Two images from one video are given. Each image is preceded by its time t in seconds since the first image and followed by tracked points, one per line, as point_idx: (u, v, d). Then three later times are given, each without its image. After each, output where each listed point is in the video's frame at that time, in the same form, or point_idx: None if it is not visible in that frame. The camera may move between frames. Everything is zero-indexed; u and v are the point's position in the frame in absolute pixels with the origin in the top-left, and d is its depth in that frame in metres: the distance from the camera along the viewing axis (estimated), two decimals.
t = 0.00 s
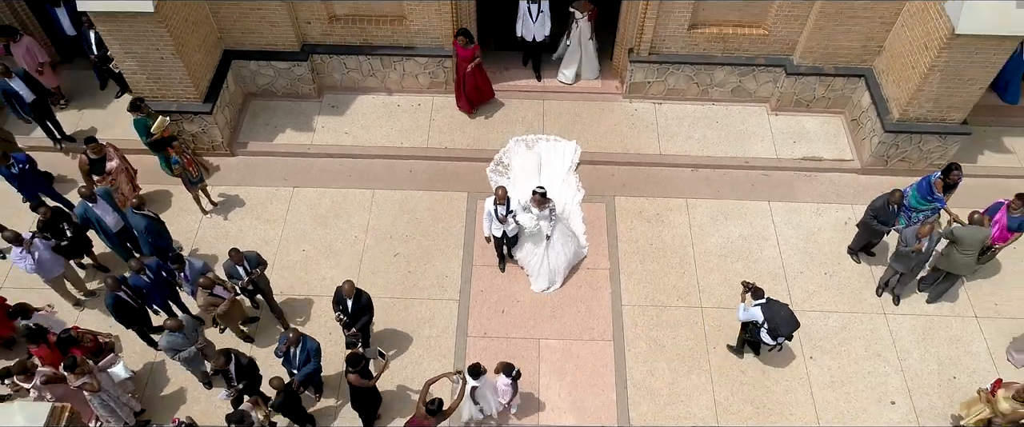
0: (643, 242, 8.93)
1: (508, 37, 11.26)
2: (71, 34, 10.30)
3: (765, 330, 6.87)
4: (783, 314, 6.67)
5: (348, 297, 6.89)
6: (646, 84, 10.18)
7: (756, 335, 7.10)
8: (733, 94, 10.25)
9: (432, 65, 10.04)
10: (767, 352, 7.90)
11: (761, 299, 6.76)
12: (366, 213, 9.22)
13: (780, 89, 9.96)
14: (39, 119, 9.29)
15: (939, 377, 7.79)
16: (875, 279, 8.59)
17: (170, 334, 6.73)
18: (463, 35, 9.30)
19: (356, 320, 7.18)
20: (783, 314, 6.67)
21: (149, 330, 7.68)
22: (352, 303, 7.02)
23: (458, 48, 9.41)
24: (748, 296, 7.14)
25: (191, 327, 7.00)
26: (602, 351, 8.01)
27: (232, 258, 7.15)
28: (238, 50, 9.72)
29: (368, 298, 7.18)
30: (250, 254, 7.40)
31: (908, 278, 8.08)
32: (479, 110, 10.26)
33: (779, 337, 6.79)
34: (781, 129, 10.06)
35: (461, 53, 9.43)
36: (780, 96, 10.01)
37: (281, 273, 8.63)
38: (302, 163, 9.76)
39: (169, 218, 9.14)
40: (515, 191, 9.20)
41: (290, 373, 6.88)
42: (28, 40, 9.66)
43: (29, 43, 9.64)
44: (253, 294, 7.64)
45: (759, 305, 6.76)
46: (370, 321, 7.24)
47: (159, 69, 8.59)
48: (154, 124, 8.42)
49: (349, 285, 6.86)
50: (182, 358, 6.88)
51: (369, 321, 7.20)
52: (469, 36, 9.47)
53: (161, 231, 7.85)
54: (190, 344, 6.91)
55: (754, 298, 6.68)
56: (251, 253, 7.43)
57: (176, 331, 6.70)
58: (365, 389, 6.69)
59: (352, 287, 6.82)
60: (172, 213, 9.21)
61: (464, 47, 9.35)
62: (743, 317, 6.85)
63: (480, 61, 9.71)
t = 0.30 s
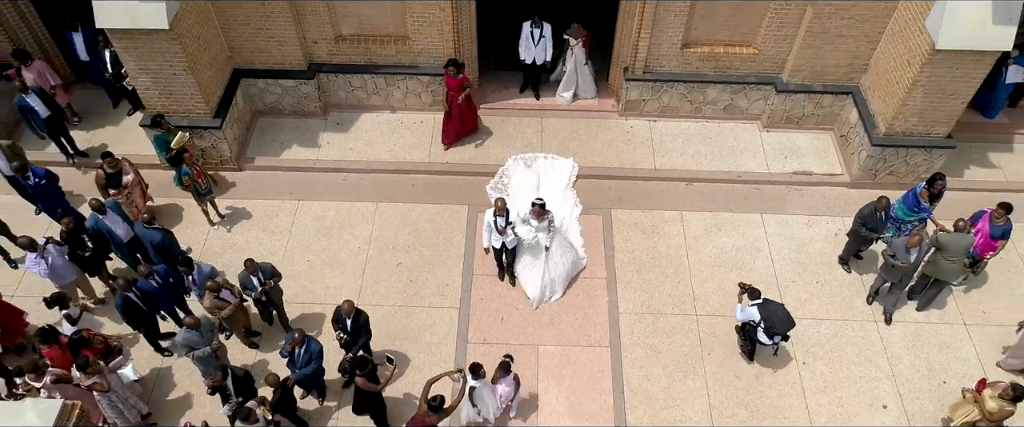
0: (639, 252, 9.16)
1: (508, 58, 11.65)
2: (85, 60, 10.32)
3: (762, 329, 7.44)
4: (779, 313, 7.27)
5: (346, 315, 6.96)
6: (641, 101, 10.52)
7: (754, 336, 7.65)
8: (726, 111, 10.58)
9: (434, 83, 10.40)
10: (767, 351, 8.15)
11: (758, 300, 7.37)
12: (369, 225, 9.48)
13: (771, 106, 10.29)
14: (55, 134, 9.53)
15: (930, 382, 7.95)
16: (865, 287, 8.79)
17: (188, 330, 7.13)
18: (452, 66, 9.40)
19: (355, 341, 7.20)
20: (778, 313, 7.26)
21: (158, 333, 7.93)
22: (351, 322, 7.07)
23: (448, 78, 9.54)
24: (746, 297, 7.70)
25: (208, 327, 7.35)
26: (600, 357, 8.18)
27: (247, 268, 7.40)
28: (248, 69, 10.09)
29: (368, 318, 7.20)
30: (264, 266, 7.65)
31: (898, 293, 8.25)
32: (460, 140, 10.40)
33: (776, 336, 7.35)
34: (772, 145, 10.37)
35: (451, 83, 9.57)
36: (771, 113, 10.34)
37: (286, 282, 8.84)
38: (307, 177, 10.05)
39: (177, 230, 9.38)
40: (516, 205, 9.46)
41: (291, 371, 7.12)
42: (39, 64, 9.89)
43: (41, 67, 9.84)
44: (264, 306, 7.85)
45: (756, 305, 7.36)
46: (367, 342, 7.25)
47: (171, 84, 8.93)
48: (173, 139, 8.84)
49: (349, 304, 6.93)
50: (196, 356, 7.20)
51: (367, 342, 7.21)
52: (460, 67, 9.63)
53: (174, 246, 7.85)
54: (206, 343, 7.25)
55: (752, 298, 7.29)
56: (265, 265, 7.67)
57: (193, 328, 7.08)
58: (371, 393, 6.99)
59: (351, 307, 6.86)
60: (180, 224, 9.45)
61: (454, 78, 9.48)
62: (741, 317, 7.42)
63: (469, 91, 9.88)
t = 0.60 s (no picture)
0: (634, 266, 9.44)
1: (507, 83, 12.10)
2: (99, 88, 10.39)
3: (754, 330, 7.69)
4: (770, 313, 7.52)
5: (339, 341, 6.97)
6: (635, 123, 10.92)
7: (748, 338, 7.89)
8: (717, 132, 10.97)
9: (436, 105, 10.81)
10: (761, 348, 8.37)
11: (749, 301, 7.65)
12: (373, 240, 9.78)
13: (760, 127, 10.69)
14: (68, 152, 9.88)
15: (918, 389, 8.15)
16: (854, 299, 9.04)
17: (200, 334, 7.34)
18: (441, 96, 9.71)
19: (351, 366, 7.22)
20: (769, 313, 7.51)
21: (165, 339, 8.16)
22: (344, 347, 7.10)
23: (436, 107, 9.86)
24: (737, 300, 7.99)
25: (221, 332, 7.57)
26: (596, 366, 8.39)
27: (258, 283, 7.58)
28: (257, 91, 10.51)
29: (361, 342, 7.21)
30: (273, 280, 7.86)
31: (887, 306, 8.46)
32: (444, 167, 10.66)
33: (768, 336, 7.59)
34: (762, 164, 10.73)
35: (439, 112, 9.89)
36: (760, 134, 10.72)
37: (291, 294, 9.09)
38: (313, 195, 10.38)
39: (186, 244, 9.66)
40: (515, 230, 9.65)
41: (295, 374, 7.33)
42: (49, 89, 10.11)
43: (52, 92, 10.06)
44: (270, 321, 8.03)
45: (747, 307, 7.64)
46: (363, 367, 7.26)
47: (184, 104, 9.32)
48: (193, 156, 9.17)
49: (342, 331, 6.92)
50: (204, 359, 7.41)
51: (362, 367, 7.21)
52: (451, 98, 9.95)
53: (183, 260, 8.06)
54: (216, 348, 7.47)
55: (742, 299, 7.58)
56: (275, 280, 7.88)
57: (205, 332, 7.29)
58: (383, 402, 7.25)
59: (342, 333, 6.87)
60: (188, 239, 9.74)
61: (441, 107, 9.81)
62: (734, 319, 7.69)
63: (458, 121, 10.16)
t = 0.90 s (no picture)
0: (630, 278, 9.69)
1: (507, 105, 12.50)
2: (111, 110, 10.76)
3: (747, 333, 7.94)
4: (761, 315, 7.79)
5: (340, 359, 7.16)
6: (630, 142, 11.28)
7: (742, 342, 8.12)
8: (710, 151, 11.33)
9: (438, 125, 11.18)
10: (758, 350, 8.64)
11: (741, 305, 7.97)
12: (375, 253, 10.05)
13: (751, 146, 11.04)
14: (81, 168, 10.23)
15: (908, 396, 8.34)
16: (844, 309, 9.26)
17: (205, 341, 7.56)
18: (429, 124, 10.02)
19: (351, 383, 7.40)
20: (760, 315, 7.78)
21: (173, 346, 8.38)
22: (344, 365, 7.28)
23: (425, 135, 10.11)
24: (730, 305, 8.29)
25: (226, 340, 7.76)
26: (593, 374, 8.58)
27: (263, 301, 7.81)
28: (265, 111, 10.90)
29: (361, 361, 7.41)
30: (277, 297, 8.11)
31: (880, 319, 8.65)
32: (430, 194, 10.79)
33: (761, 337, 7.82)
34: (754, 182, 11.05)
35: (427, 140, 10.13)
36: (752, 152, 11.07)
37: (296, 305, 9.32)
38: (317, 211, 10.68)
39: (193, 258, 9.93)
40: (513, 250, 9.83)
41: (301, 378, 7.55)
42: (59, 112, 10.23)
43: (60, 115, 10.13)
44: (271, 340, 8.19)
45: (740, 310, 7.95)
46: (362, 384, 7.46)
47: (195, 122, 9.69)
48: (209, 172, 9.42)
49: (341, 349, 7.11)
50: (207, 366, 7.59)
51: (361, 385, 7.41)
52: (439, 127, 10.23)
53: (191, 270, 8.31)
54: (220, 355, 7.65)
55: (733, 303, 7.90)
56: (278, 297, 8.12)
57: (210, 339, 7.50)
58: (391, 408, 7.40)
59: (342, 352, 7.06)
60: (196, 253, 10.00)
61: (429, 135, 10.07)
62: (728, 322, 8.00)
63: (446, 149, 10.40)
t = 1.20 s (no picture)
0: (626, 292, 9.96)
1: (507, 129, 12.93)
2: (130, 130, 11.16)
3: (741, 338, 8.20)
4: (754, 321, 8.10)
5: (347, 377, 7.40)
6: (626, 163, 11.67)
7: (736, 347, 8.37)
8: (703, 171, 11.70)
9: (441, 146, 11.58)
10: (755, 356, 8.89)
11: (734, 311, 8.23)
12: (379, 268, 10.33)
13: (743, 166, 11.42)
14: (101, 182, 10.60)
15: (899, 404, 8.53)
16: (835, 321, 9.50)
17: (211, 349, 7.70)
18: (418, 151, 10.26)
19: (355, 402, 7.64)
20: (752, 320, 8.09)
21: (182, 354, 8.60)
22: (351, 383, 7.54)
23: (416, 162, 10.33)
24: (723, 312, 8.52)
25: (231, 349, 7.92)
26: (591, 383, 8.79)
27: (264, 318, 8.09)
28: (273, 132, 11.31)
29: (367, 379, 7.69)
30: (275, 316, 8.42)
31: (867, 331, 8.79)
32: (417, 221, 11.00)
33: (753, 342, 8.10)
34: (746, 201, 11.39)
35: (418, 167, 10.34)
36: (744, 172, 11.44)
37: (301, 318, 9.56)
38: (323, 228, 10.99)
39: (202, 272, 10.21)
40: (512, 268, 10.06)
41: (307, 383, 7.75)
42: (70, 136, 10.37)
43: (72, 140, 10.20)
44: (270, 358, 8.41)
45: (733, 316, 8.20)
46: (367, 401, 7.73)
47: (207, 141, 10.08)
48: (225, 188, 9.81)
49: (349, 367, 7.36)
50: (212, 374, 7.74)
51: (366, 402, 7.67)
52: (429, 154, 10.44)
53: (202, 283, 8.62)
54: (226, 364, 7.80)
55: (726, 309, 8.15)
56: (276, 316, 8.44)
57: (216, 348, 7.64)
58: (396, 412, 7.59)
59: (351, 370, 7.33)
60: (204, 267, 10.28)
61: (419, 161, 10.29)
62: (721, 329, 8.22)
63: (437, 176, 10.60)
